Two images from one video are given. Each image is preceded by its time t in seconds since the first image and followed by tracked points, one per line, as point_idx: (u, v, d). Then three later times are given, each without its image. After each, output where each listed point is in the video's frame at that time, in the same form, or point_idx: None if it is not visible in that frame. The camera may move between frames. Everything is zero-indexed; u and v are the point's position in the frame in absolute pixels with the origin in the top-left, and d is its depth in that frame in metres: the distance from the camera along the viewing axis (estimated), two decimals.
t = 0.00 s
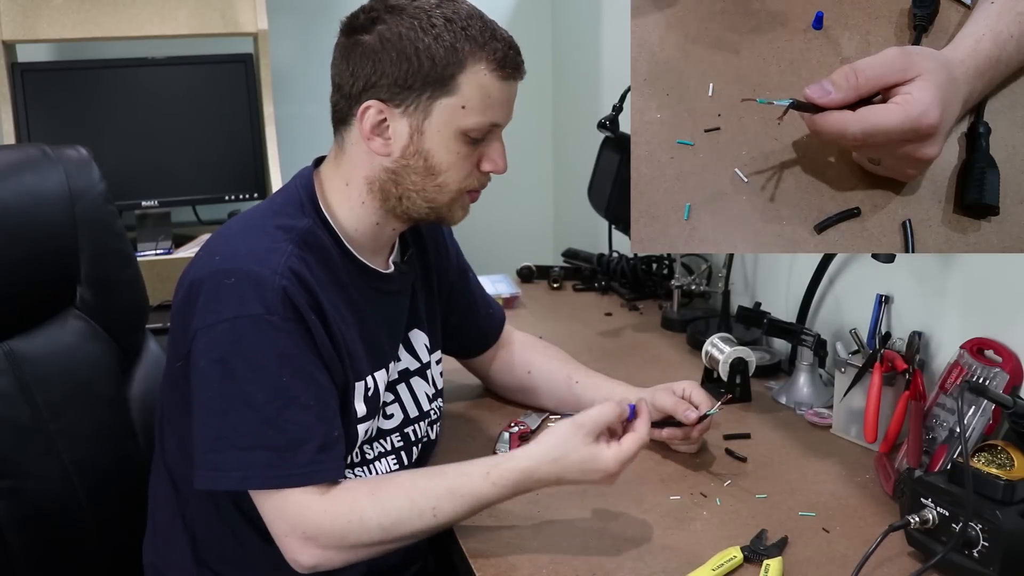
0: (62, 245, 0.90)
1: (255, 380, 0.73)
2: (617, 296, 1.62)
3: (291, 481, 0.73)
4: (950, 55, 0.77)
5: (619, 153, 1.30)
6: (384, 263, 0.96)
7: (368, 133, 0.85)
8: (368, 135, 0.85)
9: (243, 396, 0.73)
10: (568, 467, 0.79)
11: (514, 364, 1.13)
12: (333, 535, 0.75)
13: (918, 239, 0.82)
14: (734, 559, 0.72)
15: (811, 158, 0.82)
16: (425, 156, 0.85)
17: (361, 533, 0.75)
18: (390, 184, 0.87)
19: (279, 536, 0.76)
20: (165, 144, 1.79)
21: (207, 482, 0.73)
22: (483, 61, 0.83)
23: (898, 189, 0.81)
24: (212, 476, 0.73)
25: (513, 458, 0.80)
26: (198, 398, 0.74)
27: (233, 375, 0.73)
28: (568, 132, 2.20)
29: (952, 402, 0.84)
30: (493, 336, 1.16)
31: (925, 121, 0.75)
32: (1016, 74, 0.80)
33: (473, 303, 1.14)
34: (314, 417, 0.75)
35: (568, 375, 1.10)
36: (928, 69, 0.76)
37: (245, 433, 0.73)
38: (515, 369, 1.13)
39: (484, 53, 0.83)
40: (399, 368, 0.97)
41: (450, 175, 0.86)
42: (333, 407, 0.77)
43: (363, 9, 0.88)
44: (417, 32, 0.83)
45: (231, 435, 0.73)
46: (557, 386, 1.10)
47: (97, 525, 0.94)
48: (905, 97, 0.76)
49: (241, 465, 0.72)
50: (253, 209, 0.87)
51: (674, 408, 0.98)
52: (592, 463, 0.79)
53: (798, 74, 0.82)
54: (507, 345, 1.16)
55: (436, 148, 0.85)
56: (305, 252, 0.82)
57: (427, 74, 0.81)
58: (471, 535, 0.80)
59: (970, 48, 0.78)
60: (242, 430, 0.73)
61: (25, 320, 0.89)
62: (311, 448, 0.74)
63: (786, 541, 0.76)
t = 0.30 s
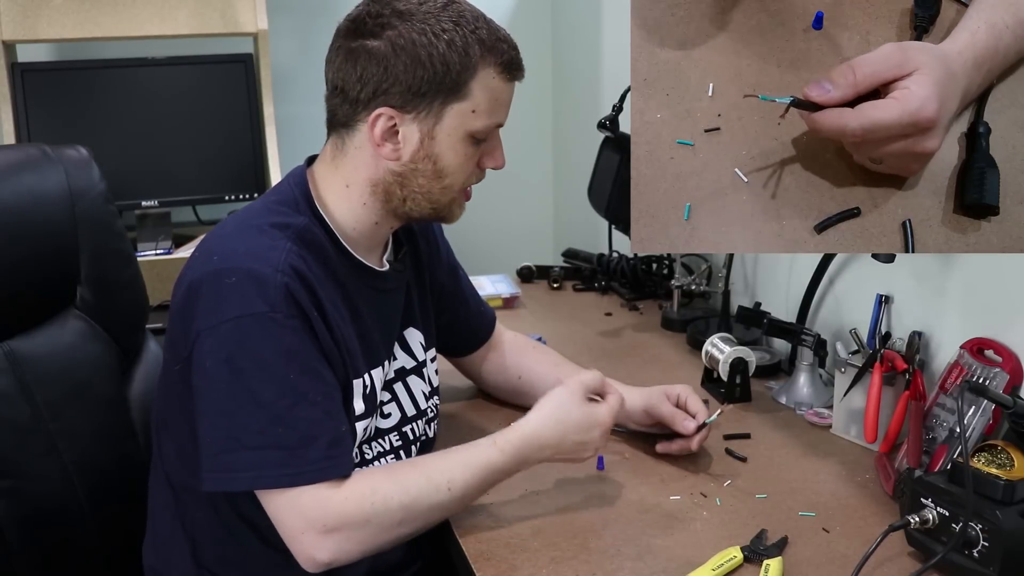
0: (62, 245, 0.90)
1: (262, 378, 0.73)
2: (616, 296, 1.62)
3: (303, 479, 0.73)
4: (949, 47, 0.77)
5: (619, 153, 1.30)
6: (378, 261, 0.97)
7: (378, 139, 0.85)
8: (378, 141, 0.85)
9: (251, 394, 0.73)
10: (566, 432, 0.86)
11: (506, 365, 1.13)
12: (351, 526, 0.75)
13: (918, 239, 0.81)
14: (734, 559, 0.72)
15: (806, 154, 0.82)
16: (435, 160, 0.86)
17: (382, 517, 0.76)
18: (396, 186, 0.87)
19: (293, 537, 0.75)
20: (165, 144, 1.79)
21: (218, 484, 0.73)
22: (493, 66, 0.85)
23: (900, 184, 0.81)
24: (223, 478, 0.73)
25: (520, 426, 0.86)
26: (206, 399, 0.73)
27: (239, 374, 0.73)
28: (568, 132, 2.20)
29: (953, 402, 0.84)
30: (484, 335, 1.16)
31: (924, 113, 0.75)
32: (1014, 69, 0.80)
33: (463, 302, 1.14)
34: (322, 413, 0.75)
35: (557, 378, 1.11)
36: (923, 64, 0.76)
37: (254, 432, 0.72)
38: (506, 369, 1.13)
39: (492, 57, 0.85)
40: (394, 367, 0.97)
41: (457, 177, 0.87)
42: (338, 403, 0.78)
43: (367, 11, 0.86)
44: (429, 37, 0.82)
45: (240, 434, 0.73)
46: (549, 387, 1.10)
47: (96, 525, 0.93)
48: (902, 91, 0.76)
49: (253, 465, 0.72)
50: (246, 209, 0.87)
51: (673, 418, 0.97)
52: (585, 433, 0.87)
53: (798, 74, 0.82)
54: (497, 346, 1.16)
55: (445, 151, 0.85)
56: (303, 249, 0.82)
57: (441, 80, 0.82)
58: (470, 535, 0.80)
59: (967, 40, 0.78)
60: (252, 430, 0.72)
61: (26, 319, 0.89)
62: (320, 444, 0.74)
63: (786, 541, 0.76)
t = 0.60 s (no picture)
0: (62, 245, 0.90)
1: (299, 356, 0.74)
2: (616, 296, 1.62)
3: (368, 443, 0.74)
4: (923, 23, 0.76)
5: (619, 153, 1.30)
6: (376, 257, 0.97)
7: (376, 139, 0.84)
8: (376, 140, 0.85)
9: (293, 373, 0.73)
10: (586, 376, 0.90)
11: (498, 368, 1.14)
12: (436, 466, 0.77)
13: (918, 239, 0.79)
14: (734, 559, 0.72)
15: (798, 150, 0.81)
16: (433, 159, 0.85)
17: (461, 453, 0.79)
18: (392, 184, 0.87)
19: (381, 498, 0.75)
20: (165, 143, 1.79)
21: (276, 471, 0.72)
22: (491, 66, 0.85)
23: (902, 164, 0.79)
24: (286, 460, 0.72)
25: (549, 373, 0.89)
26: (246, 390, 0.73)
27: (276, 357, 0.73)
28: (568, 132, 2.20)
29: (952, 402, 0.84)
30: (478, 336, 1.16)
31: (891, 91, 0.75)
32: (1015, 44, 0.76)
33: (456, 302, 1.14)
34: (362, 379, 0.76)
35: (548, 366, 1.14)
36: (876, 46, 0.77)
37: (305, 409, 0.73)
38: (500, 373, 1.14)
39: (490, 57, 0.85)
40: (392, 364, 0.96)
41: (454, 176, 0.87)
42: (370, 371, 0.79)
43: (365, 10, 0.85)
44: (429, 38, 0.82)
45: (293, 416, 0.73)
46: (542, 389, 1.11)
47: (97, 524, 0.94)
48: (869, 76, 0.76)
49: (317, 443, 0.73)
50: (232, 211, 0.86)
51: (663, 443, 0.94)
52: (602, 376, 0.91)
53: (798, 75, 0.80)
54: (490, 348, 1.16)
55: (443, 151, 0.85)
56: (304, 240, 0.83)
57: (440, 81, 0.82)
58: (471, 535, 0.80)
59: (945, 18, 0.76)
60: (301, 406, 0.73)
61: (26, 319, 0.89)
62: (373, 407, 0.75)
63: (786, 541, 0.76)
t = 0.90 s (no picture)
0: (62, 245, 0.91)
1: (347, 326, 0.75)
2: (616, 296, 1.62)
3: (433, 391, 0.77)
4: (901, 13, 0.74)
5: (619, 153, 1.30)
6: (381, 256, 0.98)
7: (356, 131, 0.85)
8: (356, 133, 0.85)
9: (346, 341, 0.75)
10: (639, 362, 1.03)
11: (499, 369, 1.15)
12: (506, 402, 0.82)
13: (918, 239, 0.78)
14: (734, 559, 0.72)
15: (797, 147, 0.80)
16: (414, 151, 0.84)
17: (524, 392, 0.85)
18: (382, 179, 0.87)
19: (460, 442, 0.78)
20: (165, 143, 1.79)
21: (356, 437, 0.75)
22: (466, 53, 0.82)
23: (891, 160, 0.78)
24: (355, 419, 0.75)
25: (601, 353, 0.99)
26: (302, 369, 0.74)
27: (326, 331, 0.74)
28: (568, 132, 2.20)
29: (952, 402, 0.84)
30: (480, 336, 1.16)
31: (861, 68, 0.73)
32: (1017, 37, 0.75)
33: (458, 302, 1.14)
34: (409, 337, 0.79)
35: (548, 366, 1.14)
36: (847, 35, 0.75)
37: (366, 372, 0.75)
38: (500, 372, 1.15)
39: (466, 45, 0.82)
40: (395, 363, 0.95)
41: (441, 168, 0.85)
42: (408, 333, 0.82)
43: (345, 7, 0.88)
44: (399, 28, 0.82)
45: (356, 382, 0.75)
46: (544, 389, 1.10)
47: (97, 524, 0.93)
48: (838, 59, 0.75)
49: (390, 400, 0.75)
50: (234, 216, 0.85)
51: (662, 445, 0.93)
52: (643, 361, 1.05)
53: (798, 75, 0.79)
54: (491, 347, 1.17)
55: (424, 142, 0.84)
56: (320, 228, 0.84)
57: (410, 69, 0.81)
58: (471, 535, 0.80)
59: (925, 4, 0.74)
60: (359, 371, 0.75)
61: (26, 319, 0.89)
62: (425, 359, 0.78)
63: (786, 541, 0.76)
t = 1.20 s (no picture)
0: (62, 245, 0.91)
1: (340, 333, 0.75)
2: (616, 296, 1.62)
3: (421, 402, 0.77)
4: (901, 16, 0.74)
5: (619, 153, 1.30)
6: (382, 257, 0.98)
7: (350, 129, 0.85)
8: (350, 131, 0.85)
9: (338, 349, 0.74)
10: (636, 340, 0.91)
11: (501, 369, 1.15)
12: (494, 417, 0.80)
13: (918, 239, 0.78)
14: (734, 559, 0.72)
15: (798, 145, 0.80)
16: (407, 149, 0.84)
17: (513, 407, 0.82)
18: (377, 178, 0.87)
19: (444, 457, 0.77)
20: (165, 143, 1.79)
21: (344, 444, 0.75)
22: (455, 47, 0.82)
23: (890, 161, 0.78)
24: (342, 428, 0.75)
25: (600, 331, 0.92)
26: (294, 374, 0.74)
27: (317, 338, 0.74)
28: (568, 132, 2.20)
29: (952, 402, 0.84)
30: (483, 336, 1.16)
31: (861, 65, 0.73)
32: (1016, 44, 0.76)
33: (461, 302, 1.14)
34: (402, 347, 0.78)
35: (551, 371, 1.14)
36: (846, 36, 0.76)
37: (355, 381, 0.75)
38: (501, 373, 1.14)
39: (455, 39, 0.82)
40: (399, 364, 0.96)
41: (435, 166, 0.85)
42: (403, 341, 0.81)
43: (338, 7, 0.89)
44: (388, 25, 0.83)
45: (348, 390, 0.74)
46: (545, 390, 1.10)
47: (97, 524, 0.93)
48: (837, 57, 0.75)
49: (379, 409, 0.75)
50: (237, 213, 0.85)
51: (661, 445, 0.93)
52: (652, 335, 0.92)
53: (798, 74, 0.79)
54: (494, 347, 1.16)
55: (417, 139, 0.84)
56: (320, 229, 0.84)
57: (399, 64, 0.82)
58: (471, 535, 0.80)
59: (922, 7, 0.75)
60: (348, 380, 0.74)
61: (26, 320, 0.89)
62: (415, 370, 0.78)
63: (786, 541, 0.76)
